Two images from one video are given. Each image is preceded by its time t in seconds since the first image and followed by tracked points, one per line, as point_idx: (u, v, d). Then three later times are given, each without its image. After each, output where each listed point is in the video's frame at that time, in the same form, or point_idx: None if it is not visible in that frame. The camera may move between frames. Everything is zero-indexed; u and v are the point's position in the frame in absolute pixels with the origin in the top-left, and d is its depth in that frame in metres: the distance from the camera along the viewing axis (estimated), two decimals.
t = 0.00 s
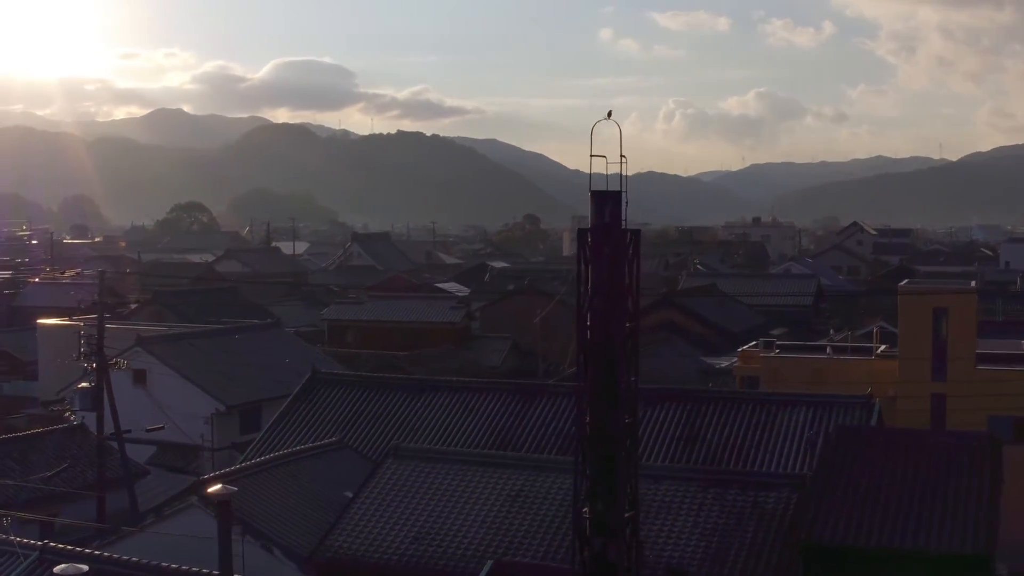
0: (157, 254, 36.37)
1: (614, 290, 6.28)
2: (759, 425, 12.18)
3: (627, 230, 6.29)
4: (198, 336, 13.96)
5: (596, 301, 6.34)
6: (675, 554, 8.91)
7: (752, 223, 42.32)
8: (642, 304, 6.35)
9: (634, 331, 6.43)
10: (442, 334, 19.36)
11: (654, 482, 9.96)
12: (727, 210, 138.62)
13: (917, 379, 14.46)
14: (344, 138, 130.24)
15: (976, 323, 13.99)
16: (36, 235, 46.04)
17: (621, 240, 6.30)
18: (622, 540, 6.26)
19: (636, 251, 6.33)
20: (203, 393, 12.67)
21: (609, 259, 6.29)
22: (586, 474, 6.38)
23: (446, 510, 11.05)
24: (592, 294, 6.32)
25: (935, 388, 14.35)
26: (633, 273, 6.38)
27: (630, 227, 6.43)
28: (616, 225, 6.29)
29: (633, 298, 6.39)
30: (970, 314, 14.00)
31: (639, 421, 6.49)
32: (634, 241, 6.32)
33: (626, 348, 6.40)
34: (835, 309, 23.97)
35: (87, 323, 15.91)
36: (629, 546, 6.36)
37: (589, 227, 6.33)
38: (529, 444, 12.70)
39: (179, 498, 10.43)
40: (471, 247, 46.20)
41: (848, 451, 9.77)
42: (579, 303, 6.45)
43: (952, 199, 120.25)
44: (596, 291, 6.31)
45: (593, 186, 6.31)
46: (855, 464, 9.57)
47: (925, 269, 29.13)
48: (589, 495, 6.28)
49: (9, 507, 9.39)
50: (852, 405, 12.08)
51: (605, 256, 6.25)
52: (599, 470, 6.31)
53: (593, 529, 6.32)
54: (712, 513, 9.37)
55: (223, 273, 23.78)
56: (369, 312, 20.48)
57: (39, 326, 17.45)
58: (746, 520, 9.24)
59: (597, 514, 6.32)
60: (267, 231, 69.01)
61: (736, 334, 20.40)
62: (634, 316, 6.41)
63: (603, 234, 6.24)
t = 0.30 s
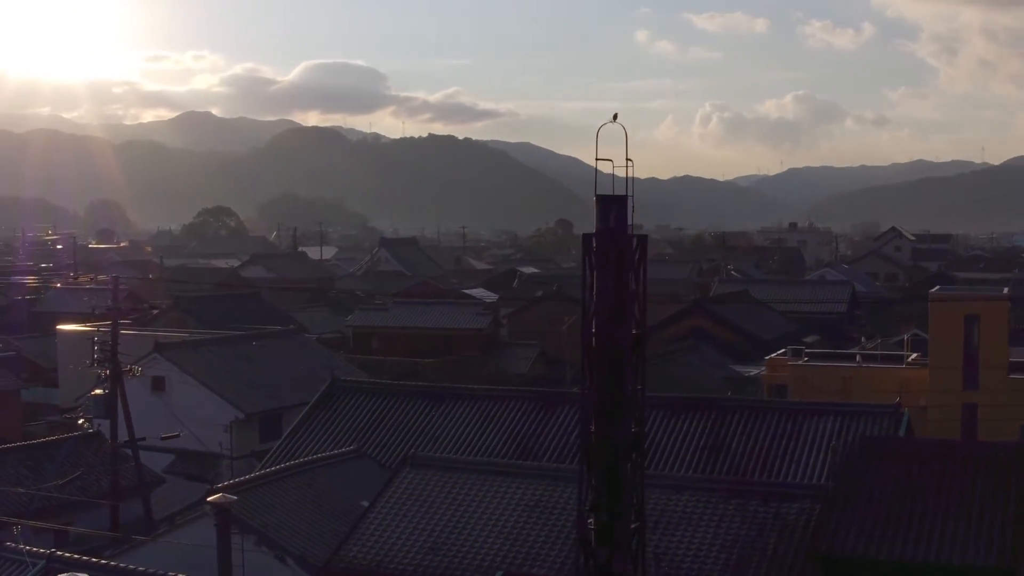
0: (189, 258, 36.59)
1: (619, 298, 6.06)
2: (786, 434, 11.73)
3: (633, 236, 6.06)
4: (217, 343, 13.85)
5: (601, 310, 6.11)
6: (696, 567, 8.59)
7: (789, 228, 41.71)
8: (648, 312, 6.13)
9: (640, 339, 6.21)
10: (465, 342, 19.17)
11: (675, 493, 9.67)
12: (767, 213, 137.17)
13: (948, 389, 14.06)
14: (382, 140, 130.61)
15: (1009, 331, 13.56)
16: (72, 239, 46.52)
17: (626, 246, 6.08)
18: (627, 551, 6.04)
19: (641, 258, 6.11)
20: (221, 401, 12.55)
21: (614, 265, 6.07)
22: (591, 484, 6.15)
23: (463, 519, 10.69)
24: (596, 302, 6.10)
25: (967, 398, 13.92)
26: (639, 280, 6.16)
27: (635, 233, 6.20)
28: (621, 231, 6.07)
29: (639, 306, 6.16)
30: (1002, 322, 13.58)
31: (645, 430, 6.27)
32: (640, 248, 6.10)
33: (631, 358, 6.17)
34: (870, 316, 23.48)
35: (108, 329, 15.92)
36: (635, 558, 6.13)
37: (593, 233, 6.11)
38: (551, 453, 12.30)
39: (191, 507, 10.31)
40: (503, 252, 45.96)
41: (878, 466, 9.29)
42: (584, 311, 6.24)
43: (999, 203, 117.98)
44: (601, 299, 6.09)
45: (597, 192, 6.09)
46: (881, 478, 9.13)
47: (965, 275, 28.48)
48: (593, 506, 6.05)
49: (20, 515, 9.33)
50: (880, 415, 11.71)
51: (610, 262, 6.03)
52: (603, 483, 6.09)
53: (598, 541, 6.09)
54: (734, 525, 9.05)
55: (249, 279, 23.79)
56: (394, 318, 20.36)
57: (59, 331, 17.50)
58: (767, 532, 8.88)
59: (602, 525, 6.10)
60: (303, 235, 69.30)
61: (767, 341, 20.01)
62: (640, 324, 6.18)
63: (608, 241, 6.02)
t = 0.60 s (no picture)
0: (220, 262, 36.82)
1: (622, 302, 5.87)
2: (809, 443, 11.39)
3: (636, 240, 5.87)
4: (233, 348, 13.80)
5: (604, 314, 5.92)
6: None
7: (825, 234, 41.19)
8: (652, 318, 5.96)
9: (644, 346, 6.03)
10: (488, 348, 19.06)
11: (693, 502, 9.09)
12: (807, 218, 135.69)
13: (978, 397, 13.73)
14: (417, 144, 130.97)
15: None
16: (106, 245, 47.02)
17: (629, 251, 5.90)
18: (631, 559, 5.86)
19: (645, 263, 5.92)
20: (240, 407, 12.48)
21: (616, 269, 5.87)
22: (593, 492, 5.96)
23: (477, 531, 10.38)
24: (598, 308, 5.91)
25: (997, 406, 13.60)
26: (642, 284, 5.98)
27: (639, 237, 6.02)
28: (624, 234, 5.87)
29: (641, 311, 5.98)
30: None
31: (649, 438, 6.10)
32: (643, 251, 5.91)
33: (635, 364, 5.98)
34: (904, 324, 23.06)
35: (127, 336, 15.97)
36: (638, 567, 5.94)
37: (596, 237, 5.92)
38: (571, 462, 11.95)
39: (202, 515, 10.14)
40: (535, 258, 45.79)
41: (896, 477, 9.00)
42: (586, 317, 6.05)
43: None
44: (604, 304, 5.90)
45: (600, 196, 5.91)
46: (900, 490, 8.84)
47: (1004, 282, 27.92)
48: (595, 515, 5.86)
49: (30, 522, 9.30)
50: (907, 423, 11.23)
51: (612, 267, 5.85)
52: (607, 494, 5.89)
53: (602, 550, 5.89)
54: (754, 535, 8.49)
55: (275, 284, 23.83)
56: (419, 324, 20.30)
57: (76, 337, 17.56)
58: (789, 544, 8.32)
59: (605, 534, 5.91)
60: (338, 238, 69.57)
61: (797, 348, 19.67)
62: (643, 330, 6.00)
63: (611, 245, 5.82)
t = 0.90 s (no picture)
0: (249, 267, 36.93)
1: (623, 307, 5.68)
2: (834, 453, 11.04)
3: (639, 243, 5.68)
4: (249, 354, 13.73)
5: (605, 319, 5.72)
6: None
7: (861, 240, 40.61)
8: (655, 323, 5.77)
9: (647, 352, 5.83)
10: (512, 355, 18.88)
11: (711, 512, 8.81)
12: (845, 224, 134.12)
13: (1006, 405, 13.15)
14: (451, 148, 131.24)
15: None
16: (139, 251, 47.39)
17: (631, 254, 5.70)
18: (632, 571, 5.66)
19: (647, 265, 5.72)
20: (258, 416, 12.42)
21: (617, 273, 5.68)
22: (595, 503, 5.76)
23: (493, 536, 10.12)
24: (600, 313, 5.72)
25: None
26: (645, 288, 5.79)
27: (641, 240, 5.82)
28: (627, 236, 5.68)
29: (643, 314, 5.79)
30: None
31: (652, 447, 5.91)
32: (645, 254, 5.72)
33: (637, 371, 5.78)
34: (939, 331, 22.58)
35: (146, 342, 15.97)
36: None
37: (597, 240, 5.73)
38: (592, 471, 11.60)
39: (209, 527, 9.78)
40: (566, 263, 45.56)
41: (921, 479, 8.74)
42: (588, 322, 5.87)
43: None
44: (605, 308, 5.71)
45: (599, 197, 5.73)
46: (927, 493, 8.57)
47: None
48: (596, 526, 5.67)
49: (38, 530, 9.26)
50: (935, 432, 10.83)
51: (614, 270, 5.65)
52: (609, 501, 5.68)
53: (605, 562, 5.68)
54: (773, 545, 8.24)
55: (300, 290, 23.81)
56: (442, 330, 20.17)
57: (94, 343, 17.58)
58: (808, 556, 8.02)
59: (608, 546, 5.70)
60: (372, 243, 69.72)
61: (826, 356, 19.27)
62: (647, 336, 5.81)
63: (612, 248, 5.63)
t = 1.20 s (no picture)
0: (279, 273, 37.10)
1: (624, 311, 5.62)
2: (857, 462, 10.73)
3: (640, 245, 5.63)
4: (265, 361, 13.72)
5: (605, 322, 5.67)
6: None
7: (897, 246, 39.96)
8: (656, 327, 5.70)
9: (649, 357, 5.76)
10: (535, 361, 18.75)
11: (729, 523, 8.55)
12: (885, 229, 132.37)
13: None
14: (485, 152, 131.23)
15: None
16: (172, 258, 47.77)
17: (632, 257, 5.64)
18: None
19: (649, 268, 5.66)
20: (276, 423, 12.37)
21: (619, 275, 5.61)
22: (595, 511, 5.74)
23: (509, 542, 9.89)
24: (600, 314, 5.66)
25: None
26: (646, 291, 5.73)
27: (643, 243, 5.77)
28: (629, 238, 5.63)
29: (644, 318, 5.73)
30: None
31: (655, 454, 5.88)
32: (649, 256, 5.65)
33: (638, 377, 5.74)
34: (974, 338, 22.11)
35: (166, 348, 16.02)
36: None
37: (597, 242, 5.67)
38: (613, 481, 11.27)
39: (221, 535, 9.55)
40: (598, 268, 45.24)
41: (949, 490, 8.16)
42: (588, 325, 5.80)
43: None
44: (607, 312, 5.66)
45: (601, 198, 5.69)
46: (956, 503, 8.02)
47: None
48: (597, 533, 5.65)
49: (45, 539, 9.29)
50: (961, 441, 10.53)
51: (615, 273, 5.59)
52: (609, 511, 5.67)
53: (605, 571, 5.65)
54: (792, 555, 7.99)
55: (325, 296, 23.78)
56: (466, 335, 20.05)
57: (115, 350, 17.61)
58: (829, 567, 7.78)
59: (609, 555, 5.69)
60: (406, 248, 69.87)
61: (856, 364, 18.94)
62: (649, 341, 5.74)
63: (614, 251, 5.57)
